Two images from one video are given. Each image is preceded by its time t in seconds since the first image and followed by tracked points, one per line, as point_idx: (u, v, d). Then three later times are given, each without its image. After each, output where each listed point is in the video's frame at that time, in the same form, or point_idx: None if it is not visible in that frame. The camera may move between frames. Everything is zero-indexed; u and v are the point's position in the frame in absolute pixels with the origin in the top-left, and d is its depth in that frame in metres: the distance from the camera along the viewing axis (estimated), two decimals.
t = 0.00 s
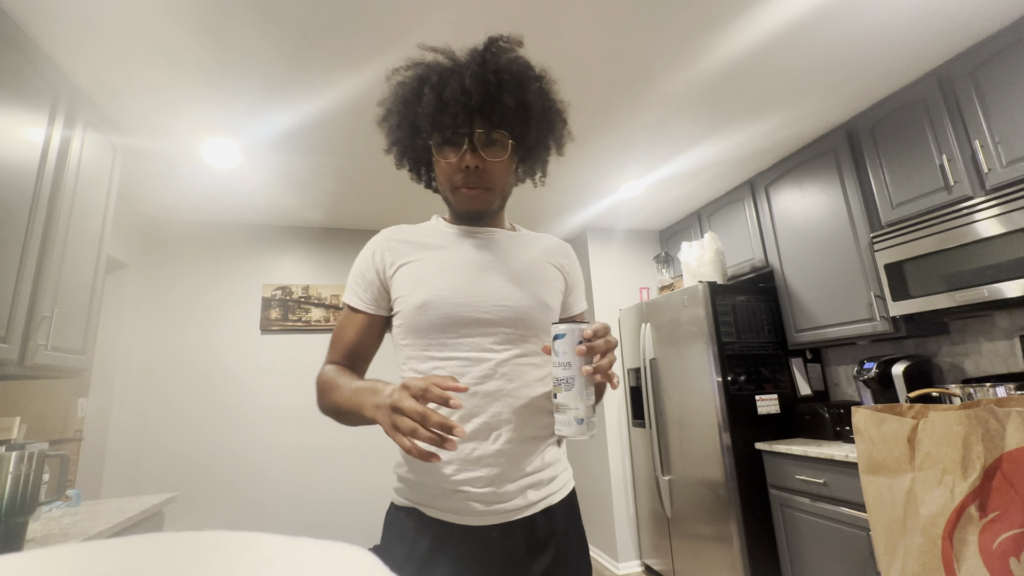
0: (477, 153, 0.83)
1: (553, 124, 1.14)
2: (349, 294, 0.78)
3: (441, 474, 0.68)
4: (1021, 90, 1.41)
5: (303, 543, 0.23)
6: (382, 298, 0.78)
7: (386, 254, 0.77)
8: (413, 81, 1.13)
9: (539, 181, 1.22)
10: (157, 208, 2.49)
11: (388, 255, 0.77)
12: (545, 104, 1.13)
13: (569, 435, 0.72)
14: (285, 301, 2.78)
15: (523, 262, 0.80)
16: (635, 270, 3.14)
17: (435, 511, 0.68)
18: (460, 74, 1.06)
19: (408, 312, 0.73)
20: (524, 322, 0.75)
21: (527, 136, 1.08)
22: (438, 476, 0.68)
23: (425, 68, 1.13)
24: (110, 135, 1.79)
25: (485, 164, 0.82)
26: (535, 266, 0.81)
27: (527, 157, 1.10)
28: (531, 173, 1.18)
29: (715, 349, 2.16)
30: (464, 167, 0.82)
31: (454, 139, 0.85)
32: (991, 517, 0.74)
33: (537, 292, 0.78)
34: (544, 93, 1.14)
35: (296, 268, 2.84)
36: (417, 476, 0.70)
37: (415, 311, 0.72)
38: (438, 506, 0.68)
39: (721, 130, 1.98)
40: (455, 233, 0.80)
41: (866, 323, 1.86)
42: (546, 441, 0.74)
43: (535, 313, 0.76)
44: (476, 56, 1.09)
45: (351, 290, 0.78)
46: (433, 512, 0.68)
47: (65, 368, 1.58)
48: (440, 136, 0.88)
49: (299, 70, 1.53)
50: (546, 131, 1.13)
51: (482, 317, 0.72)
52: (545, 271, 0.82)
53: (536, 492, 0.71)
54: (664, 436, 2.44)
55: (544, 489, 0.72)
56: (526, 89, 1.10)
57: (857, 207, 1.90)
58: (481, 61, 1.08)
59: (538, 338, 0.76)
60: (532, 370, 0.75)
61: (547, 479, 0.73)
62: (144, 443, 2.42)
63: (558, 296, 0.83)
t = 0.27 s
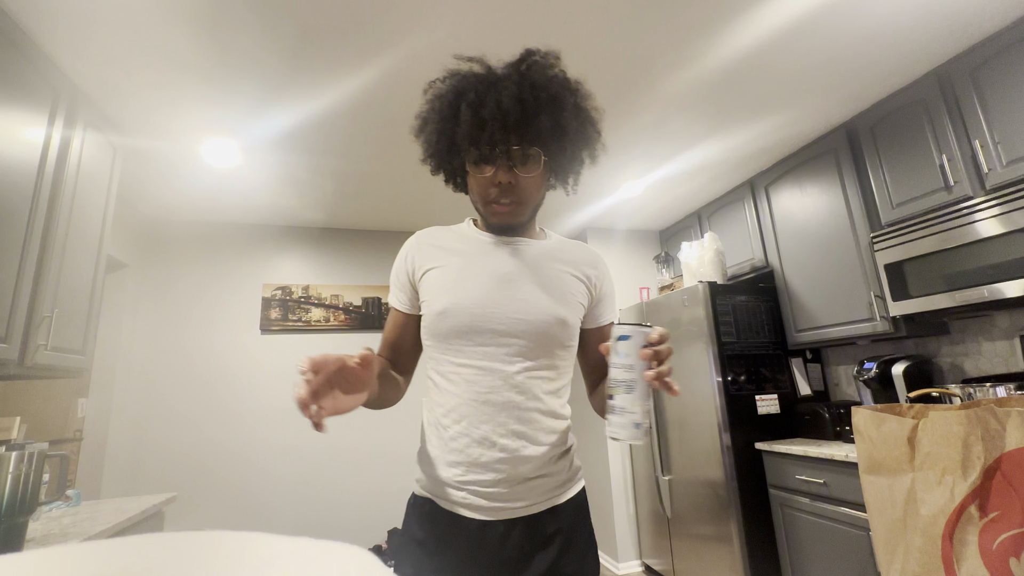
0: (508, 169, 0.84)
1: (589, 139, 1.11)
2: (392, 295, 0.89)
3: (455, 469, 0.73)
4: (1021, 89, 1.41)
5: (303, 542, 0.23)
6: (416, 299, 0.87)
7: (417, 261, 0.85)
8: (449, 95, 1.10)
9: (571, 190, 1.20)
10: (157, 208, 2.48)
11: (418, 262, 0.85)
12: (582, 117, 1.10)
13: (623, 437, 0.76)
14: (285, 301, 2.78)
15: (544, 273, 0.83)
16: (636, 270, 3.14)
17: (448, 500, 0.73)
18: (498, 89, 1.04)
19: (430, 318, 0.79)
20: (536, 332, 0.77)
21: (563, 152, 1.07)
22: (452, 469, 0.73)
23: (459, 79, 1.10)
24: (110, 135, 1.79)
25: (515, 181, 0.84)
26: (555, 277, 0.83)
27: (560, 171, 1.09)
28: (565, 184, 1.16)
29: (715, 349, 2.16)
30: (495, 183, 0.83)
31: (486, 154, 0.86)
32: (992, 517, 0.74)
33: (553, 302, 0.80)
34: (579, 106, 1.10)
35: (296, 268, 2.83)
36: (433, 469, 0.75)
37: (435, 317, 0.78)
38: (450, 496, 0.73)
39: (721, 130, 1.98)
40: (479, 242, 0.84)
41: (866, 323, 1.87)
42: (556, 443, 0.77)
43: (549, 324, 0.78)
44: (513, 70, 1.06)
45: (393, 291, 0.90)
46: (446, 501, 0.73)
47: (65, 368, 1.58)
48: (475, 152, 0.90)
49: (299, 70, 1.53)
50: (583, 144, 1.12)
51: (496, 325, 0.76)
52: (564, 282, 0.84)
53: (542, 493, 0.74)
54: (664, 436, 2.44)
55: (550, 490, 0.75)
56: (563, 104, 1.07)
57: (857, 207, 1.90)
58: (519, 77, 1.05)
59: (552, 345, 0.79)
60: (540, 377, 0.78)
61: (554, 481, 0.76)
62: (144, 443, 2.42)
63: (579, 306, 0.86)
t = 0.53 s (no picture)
0: (520, 182, 0.85)
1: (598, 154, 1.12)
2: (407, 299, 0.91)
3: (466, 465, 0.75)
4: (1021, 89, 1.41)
5: (303, 543, 0.23)
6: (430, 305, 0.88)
7: (430, 268, 0.87)
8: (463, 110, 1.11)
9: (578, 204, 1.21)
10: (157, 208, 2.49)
11: (431, 269, 0.86)
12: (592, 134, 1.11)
13: (688, 435, 0.82)
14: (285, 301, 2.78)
15: (551, 280, 0.84)
16: (636, 270, 3.14)
17: (458, 495, 0.75)
18: (513, 108, 1.05)
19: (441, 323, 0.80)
20: (544, 338, 0.78)
21: (573, 167, 1.08)
22: (464, 466, 0.75)
23: (476, 95, 1.09)
24: (110, 135, 1.79)
25: (528, 194, 0.85)
26: (562, 284, 0.84)
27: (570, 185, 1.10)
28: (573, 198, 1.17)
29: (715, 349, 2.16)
30: (508, 195, 0.85)
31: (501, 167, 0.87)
32: (992, 517, 0.74)
33: (560, 309, 0.81)
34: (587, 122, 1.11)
35: (296, 268, 2.83)
36: (445, 464, 0.77)
37: (447, 323, 0.79)
38: (460, 492, 0.75)
39: (721, 130, 1.98)
40: (489, 250, 0.85)
41: (866, 323, 1.87)
42: (564, 442, 0.79)
43: (557, 330, 0.79)
44: (527, 90, 1.07)
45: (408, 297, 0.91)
46: (456, 497, 0.75)
47: (65, 368, 1.58)
48: (489, 163, 0.90)
49: (299, 70, 1.53)
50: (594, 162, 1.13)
51: (506, 331, 0.77)
52: (571, 289, 0.85)
53: (549, 490, 0.76)
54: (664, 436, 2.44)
55: (556, 488, 0.77)
56: (575, 124, 1.08)
57: (857, 207, 1.90)
58: (533, 95, 1.06)
59: (556, 351, 0.80)
60: (546, 380, 0.79)
61: (561, 479, 0.77)
62: (144, 443, 2.42)
63: (585, 312, 0.86)
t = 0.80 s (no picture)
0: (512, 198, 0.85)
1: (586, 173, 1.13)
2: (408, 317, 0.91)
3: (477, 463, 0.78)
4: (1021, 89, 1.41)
5: (304, 543, 0.23)
6: (432, 322, 0.89)
7: (429, 288, 0.87)
8: (455, 140, 1.11)
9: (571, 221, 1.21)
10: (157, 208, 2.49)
11: (431, 289, 0.87)
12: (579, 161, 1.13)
13: (677, 433, 0.89)
14: (285, 301, 2.78)
15: (546, 293, 0.84)
16: (636, 271, 3.14)
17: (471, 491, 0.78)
18: (505, 134, 1.05)
19: (448, 344, 0.81)
20: (545, 349, 0.79)
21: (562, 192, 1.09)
22: (475, 464, 0.78)
23: (468, 124, 1.11)
24: (110, 135, 1.79)
25: (520, 209, 0.84)
26: (556, 297, 0.85)
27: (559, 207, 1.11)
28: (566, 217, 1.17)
29: (715, 349, 2.16)
30: (502, 212, 0.84)
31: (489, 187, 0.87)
32: (992, 517, 0.74)
33: (556, 322, 0.82)
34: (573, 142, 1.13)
35: (296, 268, 2.83)
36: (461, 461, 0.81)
37: (453, 343, 0.80)
38: (473, 488, 0.78)
39: (721, 130, 1.98)
40: (484, 271, 0.85)
41: (866, 323, 1.87)
42: (569, 441, 0.80)
43: (555, 345, 0.80)
44: (517, 118, 1.07)
45: (410, 315, 0.91)
46: (470, 493, 0.78)
47: (65, 368, 1.58)
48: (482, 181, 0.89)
49: (299, 70, 1.53)
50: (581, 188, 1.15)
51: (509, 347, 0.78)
52: (564, 301, 0.85)
53: (555, 485, 0.77)
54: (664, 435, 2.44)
55: (562, 482, 0.78)
56: (564, 151, 1.09)
57: (857, 207, 1.90)
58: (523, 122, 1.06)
59: (557, 359, 0.80)
60: (549, 389, 0.80)
61: (566, 474, 0.79)
62: (144, 443, 2.42)
63: (576, 322, 0.86)
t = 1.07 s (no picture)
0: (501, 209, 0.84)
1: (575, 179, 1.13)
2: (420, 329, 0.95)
3: (484, 454, 0.80)
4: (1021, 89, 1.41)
5: (304, 542, 0.23)
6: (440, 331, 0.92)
7: (433, 298, 0.90)
8: (444, 159, 1.12)
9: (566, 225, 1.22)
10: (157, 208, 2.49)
11: (435, 300, 0.90)
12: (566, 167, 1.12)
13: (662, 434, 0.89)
14: (285, 301, 2.77)
15: (544, 296, 0.84)
16: (635, 271, 3.14)
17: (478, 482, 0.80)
18: (485, 148, 1.05)
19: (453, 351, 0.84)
20: (545, 353, 0.80)
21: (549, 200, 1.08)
22: (482, 455, 0.80)
23: (454, 142, 1.12)
24: (110, 135, 1.79)
25: (510, 220, 0.84)
26: (553, 299, 0.84)
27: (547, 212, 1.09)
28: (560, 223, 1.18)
29: (715, 349, 2.16)
30: (492, 223, 0.84)
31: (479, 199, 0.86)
32: (991, 517, 0.74)
33: (554, 325, 0.82)
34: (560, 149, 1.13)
35: (296, 268, 2.83)
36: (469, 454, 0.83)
37: (457, 351, 0.83)
38: (479, 479, 0.80)
39: (722, 129, 1.98)
40: (483, 278, 0.87)
41: (866, 323, 1.87)
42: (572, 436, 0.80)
43: (554, 348, 0.81)
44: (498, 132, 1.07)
45: (420, 325, 0.95)
46: (477, 483, 0.80)
47: (65, 368, 1.58)
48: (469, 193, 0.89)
49: (299, 70, 1.53)
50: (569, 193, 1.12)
51: (509, 351, 0.79)
52: (561, 303, 0.85)
53: (558, 478, 0.78)
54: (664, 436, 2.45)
55: (565, 476, 0.78)
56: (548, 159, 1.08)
57: (857, 207, 1.90)
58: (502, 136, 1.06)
59: (556, 360, 0.81)
60: (551, 389, 0.80)
61: (570, 467, 0.79)
62: (144, 443, 2.42)
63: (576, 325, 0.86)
